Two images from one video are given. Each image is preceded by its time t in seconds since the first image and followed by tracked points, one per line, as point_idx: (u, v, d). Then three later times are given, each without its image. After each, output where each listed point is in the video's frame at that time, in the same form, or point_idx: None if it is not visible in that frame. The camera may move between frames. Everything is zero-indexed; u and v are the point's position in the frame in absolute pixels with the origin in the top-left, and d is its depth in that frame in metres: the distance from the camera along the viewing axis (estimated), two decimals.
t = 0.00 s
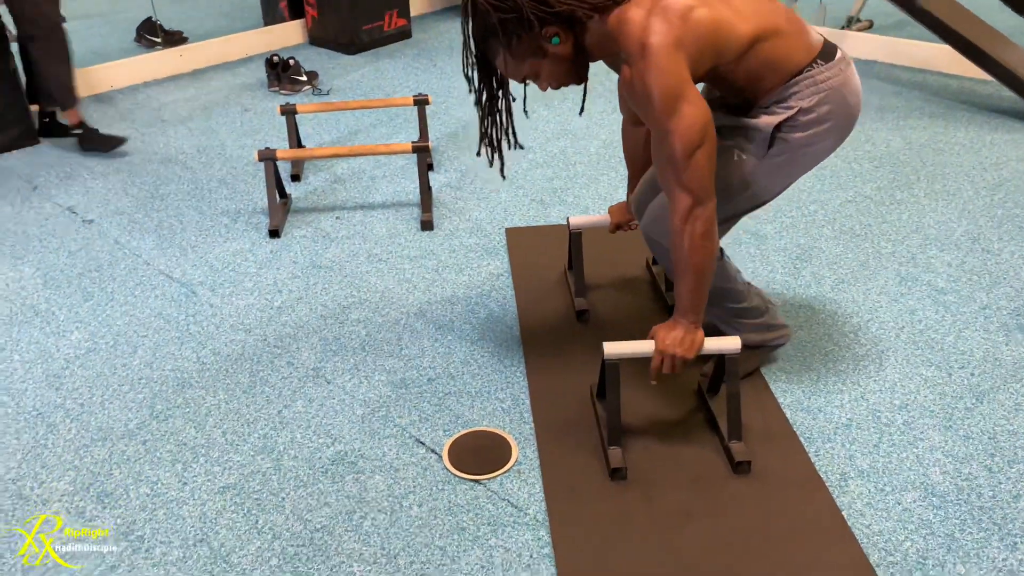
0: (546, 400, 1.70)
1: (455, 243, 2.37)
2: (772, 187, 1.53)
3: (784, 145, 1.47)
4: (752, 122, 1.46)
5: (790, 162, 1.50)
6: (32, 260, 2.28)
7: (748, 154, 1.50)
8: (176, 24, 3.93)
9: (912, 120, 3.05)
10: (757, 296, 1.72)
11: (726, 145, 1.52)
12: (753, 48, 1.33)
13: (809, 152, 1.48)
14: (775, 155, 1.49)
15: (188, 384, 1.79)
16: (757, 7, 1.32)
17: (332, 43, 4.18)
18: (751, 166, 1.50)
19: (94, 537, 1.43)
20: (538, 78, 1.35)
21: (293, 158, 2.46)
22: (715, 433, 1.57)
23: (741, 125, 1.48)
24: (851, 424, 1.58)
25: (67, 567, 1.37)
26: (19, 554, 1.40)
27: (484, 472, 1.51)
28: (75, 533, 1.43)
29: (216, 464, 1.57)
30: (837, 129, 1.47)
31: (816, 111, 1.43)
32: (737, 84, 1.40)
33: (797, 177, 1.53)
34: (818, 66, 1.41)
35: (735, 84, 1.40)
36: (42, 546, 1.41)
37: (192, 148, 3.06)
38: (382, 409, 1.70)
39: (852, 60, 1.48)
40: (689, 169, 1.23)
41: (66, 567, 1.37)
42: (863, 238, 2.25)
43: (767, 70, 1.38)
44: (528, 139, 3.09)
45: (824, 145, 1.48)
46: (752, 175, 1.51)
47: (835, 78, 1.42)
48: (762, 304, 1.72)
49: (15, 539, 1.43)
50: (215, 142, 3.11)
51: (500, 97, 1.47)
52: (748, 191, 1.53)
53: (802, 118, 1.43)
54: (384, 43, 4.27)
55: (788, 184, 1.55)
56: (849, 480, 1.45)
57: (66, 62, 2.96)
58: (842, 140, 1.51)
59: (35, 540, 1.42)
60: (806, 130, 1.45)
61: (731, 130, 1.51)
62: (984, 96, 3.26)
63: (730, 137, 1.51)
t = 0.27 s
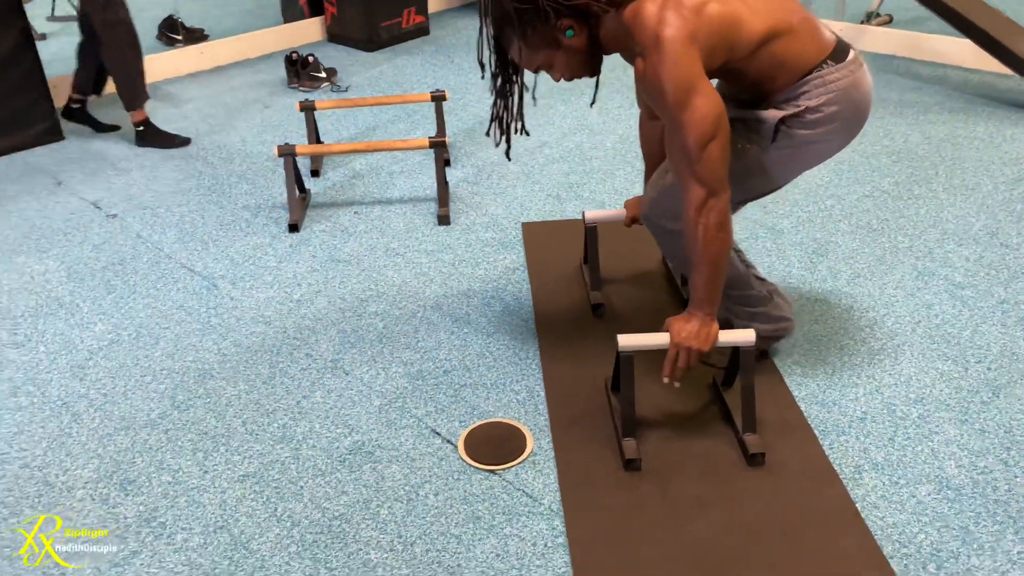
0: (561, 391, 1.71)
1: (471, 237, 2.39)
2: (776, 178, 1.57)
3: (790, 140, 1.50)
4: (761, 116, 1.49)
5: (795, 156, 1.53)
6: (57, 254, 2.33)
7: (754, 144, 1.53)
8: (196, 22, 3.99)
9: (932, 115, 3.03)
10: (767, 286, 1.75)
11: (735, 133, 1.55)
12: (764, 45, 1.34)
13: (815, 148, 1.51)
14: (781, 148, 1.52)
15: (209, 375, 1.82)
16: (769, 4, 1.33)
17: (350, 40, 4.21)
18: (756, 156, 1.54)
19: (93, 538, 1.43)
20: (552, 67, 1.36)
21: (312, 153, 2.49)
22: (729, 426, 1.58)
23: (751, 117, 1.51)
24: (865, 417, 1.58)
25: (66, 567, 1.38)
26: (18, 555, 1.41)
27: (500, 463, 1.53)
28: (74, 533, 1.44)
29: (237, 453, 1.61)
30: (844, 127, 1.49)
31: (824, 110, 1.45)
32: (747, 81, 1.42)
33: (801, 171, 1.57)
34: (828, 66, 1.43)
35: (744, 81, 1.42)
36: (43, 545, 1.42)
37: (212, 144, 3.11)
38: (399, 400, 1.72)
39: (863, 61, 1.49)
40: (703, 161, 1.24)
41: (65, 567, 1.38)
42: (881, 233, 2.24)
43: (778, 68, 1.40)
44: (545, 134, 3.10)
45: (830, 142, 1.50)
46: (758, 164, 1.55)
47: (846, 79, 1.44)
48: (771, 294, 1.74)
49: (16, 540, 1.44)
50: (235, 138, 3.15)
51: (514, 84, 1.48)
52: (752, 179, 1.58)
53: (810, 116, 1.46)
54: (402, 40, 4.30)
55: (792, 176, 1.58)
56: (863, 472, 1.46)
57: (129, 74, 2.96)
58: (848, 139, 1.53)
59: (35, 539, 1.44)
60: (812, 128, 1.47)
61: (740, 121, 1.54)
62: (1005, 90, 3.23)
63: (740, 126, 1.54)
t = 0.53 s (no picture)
0: (576, 390, 1.72)
1: (486, 237, 2.40)
2: (814, 163, 1.52)
3: (824, 117, 1.45)
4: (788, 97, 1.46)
5: (831, 134, 1.47)
6: (78, 254, 2.37)
7: (787, 127, 1.49)
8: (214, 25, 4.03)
9: (949, 115, 3.02)
10: (788, 294, 1.73)
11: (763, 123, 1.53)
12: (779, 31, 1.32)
13: (851, 123, 1.45)
14: (815, 128, 1.47)
15: (227, 373, 1.85)
16: None
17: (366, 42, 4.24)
18: (790, 140, 1.50)
19: (93, 538, 1.45)
20: (568, 76, 1.37)
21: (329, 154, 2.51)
22: (743, 425, 1.59)
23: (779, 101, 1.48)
24: (881, 416, 1.58)
25: (66, 567, 1.40)
26: (18, 554, 1.42)
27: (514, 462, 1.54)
28: (74, 533, 1.46)
29: (255, 449, 1.63)
30: (880, 97, 1.43)
31: (855, 81, 1.40)
32: (769, 66, 1.39)
33: (839, 152, 1.51)
34: (855, 35, 1.38)
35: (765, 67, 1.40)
36: (42, 546, 1.44)
37: (230, 145, 3.14)
38: (414, 398, 1.74)
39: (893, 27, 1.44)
40: (713, 156, 1.25)
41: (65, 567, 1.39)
42: (896, 233, 2.24)
43: (801, 46, 1.37)
44: (559, 135, 3.11)
45: (866, 116, 1.45)
46: (793, 149, 1.50)
47: (875, 46, 1.39)
48: (791, 300, 1.73)
49: (16, 539, 1.45)
50: (252, 140, 3.18)
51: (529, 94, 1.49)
52: (788, 168, 1.53)
53: (842, 88, 1.41)
54: (418, 42, 4.32)
55: (831, 159, 1.52)
56: (878, 472, 1.46)
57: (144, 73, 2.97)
58: (887, 109, 1.47)
59: (34, 540, 1.45)
60: (845, 101, 1.42)
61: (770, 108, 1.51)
62: None
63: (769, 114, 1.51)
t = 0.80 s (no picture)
0: (583, 393, 1.73)
1: (494, 240, 2.41)
2: (828, 161, 1.52)
3: (837, 115, 1.46)
4: (800, 97, 1.45)
5: (845, 131, 1.48)
6: (89, 258, 2.39)
7: (802, 127, 1.49)
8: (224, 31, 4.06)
9: (956, 117, 3.02)
10: (800, 301, 1.73)
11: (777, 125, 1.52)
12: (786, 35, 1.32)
13: (864, 119, 1.46)
14: (829, 127, 1.48)
15: (237, 376, 1.87)
16: None
17: (374, 47, 4.27)
18: (805, 139, 1.49)
19: (93, 538, 1.47)
20: (570, 88, 1.35)
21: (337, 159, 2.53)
22: (750, 427, 1.59)
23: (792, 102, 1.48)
24: (888, 418, 1.58)
25: (65, 568, 1.41)
26: (18, 554, 1.44)
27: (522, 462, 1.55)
28: (74, 534, 1.48)
29: (264, 452, 1.64)
30: (891, 91, 1.44)
31: (866, 78, 1.41)
32: (779, 70, 1.39)
33: (852, 147, 1.51)
34: (863, 32, 1.39)
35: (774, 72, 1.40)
36: (41, 547, 1.45)
37: (240, 150, 3.17)
38: (422, 401, 1.75)
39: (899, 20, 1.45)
40: (722, 165, 1.25)
41: (64, 568, 1.41)
42: (903, 235, 2.24)
43: (810, 47, 1.37)
44: (566, 139, 3.13)
45: (878, 110, 1.45)
46: (808, 147, 1.50)
47: (884, 41, 1.40)
48: (802, 307, 1.73)
49: (16, 540, 1.48)
50: (261, 145, 3.21)
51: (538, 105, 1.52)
52: (804, 166, 1.52)
53: (854, 86, 1.42)
54: (426, 47, 4.34)
55: (845, 154, 1.52)
56: (885, 473, 1.46)
57: (162, 79, 2.99)
58: (898, 102, 1.48)
59: (34, 540, 1.47)
60: (858, 98, 1.43)
61: (782, 108, 1.51)
62: None
63: (781, 115, 1.51)
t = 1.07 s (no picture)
0: (582, 398, 1.74)
1: (493, 246, 2.42)
2: (821, 161, 1.53)
3: (827, 117, 1.45)
4: (791, 100, 1.45)
5: (836, 132, 1.48)
6: (90, 267, 2.40)
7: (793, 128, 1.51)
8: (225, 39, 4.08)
9: (955, 121, 3.02)
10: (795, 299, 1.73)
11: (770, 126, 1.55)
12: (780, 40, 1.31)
13: (855, 120, 1.46)
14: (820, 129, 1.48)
15: (237, 383, 1.87)
16: None
17: (375, 54, 4.29)
18: (797, 141, 1.51)
19: (94, 537, 1.49)
20: (567, 102, 1.39)
21: (338, 166, 2.54)
22: (749, 433, 1.59)
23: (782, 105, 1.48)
24: (886, 423, 1.58)
25: (66, 566, 1.43)
26: (20, 553, 1.47)
27: (520, 469, 1.56)
28: (74, 533, 1.50)
29: (264, 458, 1.65)
30: (882, 92, 1.44)
31: (857, 80, 1.40)
32: (772, 74, 1.38)
33: (845, 147, 1.51)
34: (853, 35, 1.38)
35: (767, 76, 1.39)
36: (43, 546, 1.48)
37: (241, 158, 3.18)
38: (422, 407, 1.75)
39: (891, 21, 1.44)
40: (719, 172, 1.25)
41: (66, 566, 1.43)
42: (902, 240, 2.24)
43: (802, 51, 1.36)
44: (566, 145, 3.14)
45: (870, 111, 1.45)
46: (799, 148, 1.52)
47: (874, 43, 1.39)
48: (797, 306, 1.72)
49: (17, 540, 1.50)
50: (262, 152, 3.22)
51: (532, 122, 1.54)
52: (797, 166, 1.54)
53: (845, 89, 1.42)
54: (427, 54, 4.36)
55: (838, 154, 1.53)
56: (882, 478, 1.46)
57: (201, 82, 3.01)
58: (890, 102, 1.48)
59: (35, 540, 1.49)
60: (849, 100, 1.43)
61: (774, 109, 1.52)
62: None
63: (773, 117, 1.53)
